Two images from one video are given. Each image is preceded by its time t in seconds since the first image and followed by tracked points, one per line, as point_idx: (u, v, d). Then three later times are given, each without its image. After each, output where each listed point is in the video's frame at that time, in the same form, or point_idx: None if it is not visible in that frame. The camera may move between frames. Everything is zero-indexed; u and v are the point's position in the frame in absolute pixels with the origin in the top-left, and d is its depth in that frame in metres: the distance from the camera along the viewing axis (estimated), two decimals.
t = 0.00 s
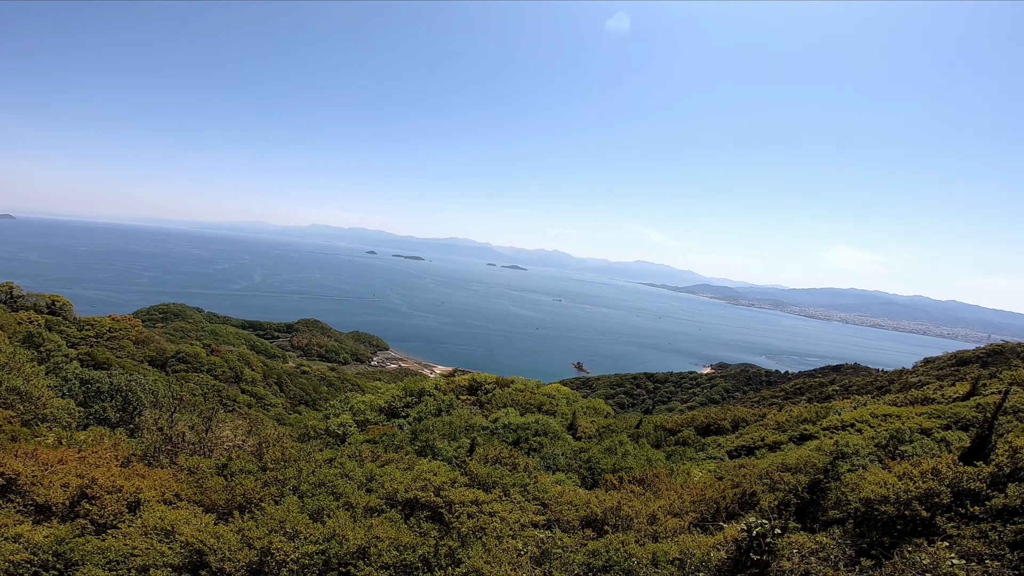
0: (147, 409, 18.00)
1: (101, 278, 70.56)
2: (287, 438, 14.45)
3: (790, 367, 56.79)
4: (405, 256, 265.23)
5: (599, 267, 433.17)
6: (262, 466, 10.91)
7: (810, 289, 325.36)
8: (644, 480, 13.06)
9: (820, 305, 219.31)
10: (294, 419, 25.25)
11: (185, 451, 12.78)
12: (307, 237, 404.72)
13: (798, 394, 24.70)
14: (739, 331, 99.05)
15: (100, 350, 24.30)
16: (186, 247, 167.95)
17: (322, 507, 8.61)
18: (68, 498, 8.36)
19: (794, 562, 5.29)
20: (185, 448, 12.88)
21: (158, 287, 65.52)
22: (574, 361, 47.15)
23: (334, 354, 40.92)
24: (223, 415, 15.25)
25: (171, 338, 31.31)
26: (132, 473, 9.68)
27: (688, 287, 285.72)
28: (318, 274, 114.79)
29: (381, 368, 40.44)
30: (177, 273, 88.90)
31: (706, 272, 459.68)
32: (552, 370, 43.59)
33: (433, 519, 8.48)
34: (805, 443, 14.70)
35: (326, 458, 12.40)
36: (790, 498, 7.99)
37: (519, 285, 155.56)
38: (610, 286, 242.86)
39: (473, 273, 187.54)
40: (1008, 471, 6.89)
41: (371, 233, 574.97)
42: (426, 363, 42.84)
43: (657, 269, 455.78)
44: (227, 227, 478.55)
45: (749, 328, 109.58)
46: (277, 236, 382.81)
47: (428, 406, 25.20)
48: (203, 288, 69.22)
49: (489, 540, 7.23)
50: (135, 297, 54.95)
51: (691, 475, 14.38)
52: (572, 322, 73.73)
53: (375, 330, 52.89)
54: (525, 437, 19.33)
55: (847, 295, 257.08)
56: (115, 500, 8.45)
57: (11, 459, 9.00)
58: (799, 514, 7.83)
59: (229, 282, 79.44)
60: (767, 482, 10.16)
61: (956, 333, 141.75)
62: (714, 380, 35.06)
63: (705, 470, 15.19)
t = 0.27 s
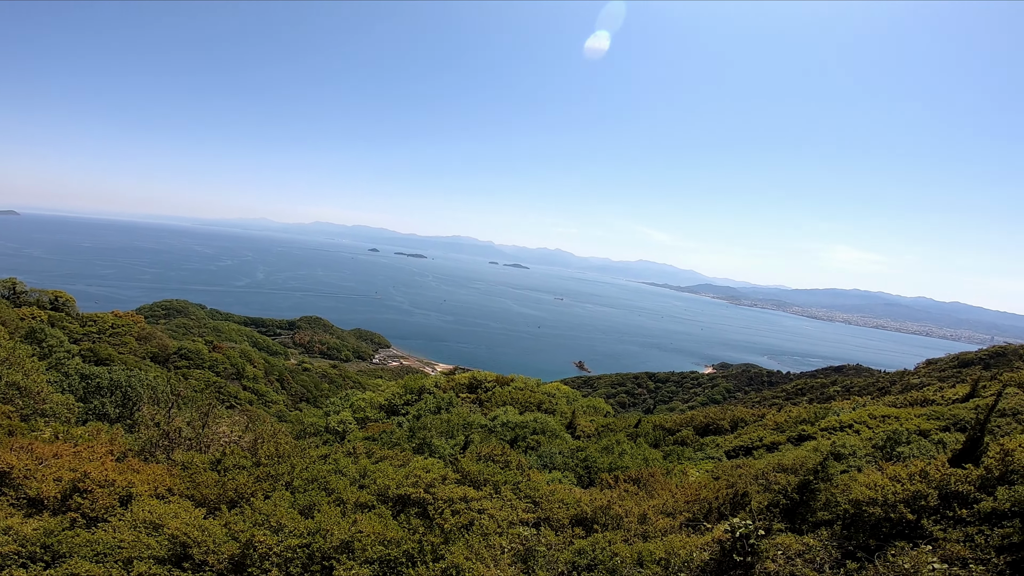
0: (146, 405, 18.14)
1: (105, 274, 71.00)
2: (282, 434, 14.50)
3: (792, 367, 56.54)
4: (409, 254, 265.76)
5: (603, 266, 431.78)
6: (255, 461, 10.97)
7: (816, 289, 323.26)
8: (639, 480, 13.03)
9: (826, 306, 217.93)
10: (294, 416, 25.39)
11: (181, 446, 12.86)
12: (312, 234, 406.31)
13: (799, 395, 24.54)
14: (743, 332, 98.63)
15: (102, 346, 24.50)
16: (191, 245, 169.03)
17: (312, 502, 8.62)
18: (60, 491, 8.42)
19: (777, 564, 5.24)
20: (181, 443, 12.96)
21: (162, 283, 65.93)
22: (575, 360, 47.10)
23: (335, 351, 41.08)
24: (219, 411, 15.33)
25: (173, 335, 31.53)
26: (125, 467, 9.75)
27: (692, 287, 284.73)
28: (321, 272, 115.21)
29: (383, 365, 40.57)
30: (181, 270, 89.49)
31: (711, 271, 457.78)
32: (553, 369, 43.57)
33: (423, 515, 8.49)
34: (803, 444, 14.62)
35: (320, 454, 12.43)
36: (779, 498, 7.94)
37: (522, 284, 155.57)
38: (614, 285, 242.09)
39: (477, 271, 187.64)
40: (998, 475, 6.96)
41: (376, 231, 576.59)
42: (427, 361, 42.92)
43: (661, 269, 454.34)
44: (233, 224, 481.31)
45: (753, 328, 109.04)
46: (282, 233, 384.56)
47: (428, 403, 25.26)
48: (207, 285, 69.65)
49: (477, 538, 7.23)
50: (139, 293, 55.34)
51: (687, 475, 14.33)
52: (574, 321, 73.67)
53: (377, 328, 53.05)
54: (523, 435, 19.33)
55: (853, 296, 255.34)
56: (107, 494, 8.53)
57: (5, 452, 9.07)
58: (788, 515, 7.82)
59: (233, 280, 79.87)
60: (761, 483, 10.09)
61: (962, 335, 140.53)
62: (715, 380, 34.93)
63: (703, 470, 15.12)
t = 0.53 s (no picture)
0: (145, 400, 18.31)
1: (108, 269, 71.39)
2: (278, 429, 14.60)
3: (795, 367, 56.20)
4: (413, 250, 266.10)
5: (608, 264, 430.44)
6: (249, 455, 11.05)
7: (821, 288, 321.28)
8: (634, 477, 13.01)
9: (831, 305, 216.42)
10: (294, 412, 25.56)
11: (176, 441, 12.99)
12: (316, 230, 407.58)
13: (800, 394, 24.40)
14: (746, 330, 98.13)
15: (104, 341, 24.73)
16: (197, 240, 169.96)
17: (301, 497, 8.69)
18: (52, 483, 8.52)
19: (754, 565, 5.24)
20: (177, 437, 13.10)
21: (166, 279, 66.35)
22: (576, 357, 47.04)
23: (337, 347, 41.27)
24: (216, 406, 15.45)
25: (176, 330, 31.77)
26: (118, 461, 9.86)
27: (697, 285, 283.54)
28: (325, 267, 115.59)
29: (384, 361, 40.71)
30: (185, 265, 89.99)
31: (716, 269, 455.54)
32: (554, 366, 43.58)
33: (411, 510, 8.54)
34: (800, 443, 14.55)
35: (314, 449, 12.51)
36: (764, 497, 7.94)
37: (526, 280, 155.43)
38: (618, 283, 241.26)
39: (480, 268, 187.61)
40: (986, 477, 6.89)
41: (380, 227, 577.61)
42: (428, 357, 43.03)
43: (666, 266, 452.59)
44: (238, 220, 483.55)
45: (757, 327, 108.45)
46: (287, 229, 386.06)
47: (427, 399, 25.31)
48: (211, 280, 70.04)
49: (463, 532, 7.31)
50: (143, 288, 55.76)
51: (683, 473, 14.28)
52: (577, 318, 73.53)
53: (379, 324, 53.20)
54: (520, 432, 19.35)
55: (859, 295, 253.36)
56: (98, 487, 8.65)
57: None
58: (774, 515, 7.79)
59: (237, 275, 80.27)
60: (753, 481, 10.07)
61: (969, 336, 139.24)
62: (716, 378, 34.78)
63: (699, 468, 15.07)
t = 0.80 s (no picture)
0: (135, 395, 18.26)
1: (102, 265, 70.99)
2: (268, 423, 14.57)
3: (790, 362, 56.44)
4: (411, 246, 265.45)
5: (605, 259, 430.53)
6: (235, 448, 11.02)
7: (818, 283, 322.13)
8: (623, 471, 13.02)
9: (828, 300, 217.07)
10: (288, 407, 25.55)
11: (164, 435, 12.94)
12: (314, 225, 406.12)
13: (793, 389, 24.46)
14: (743, 325, 98.40)
15: (96, 336, 24.64)
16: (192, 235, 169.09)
17: (284, 490, 8.67)
18: (35, 477, 8.45)
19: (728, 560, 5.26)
20: (165, 432, 13.04)
21: (161, 274, 66.01)
22: (572, 352, 47.09)
23: (332, 342, 41.22)
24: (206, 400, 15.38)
25: (169, 325, 31.67)
26: (103, 455, 9.81)
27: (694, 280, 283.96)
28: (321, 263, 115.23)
29: (379, 356, 40.68)
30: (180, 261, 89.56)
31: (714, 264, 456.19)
32: (549, 361, 43.62)
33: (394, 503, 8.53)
34: (789, 438, 14.58)
35: (302, 442, 12.48)
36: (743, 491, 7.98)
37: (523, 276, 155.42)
38: (615, 278, 241.34)
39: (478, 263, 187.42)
40: (961, 473, 6.93)
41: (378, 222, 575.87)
42: (423, 352, 43.02)
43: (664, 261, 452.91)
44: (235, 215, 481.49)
45: (753, 322, 108.77)
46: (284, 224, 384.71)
47: (420, 394, 25.29)
48: (206, 276, 69.75)
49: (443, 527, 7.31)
50: (138, 284, 55.47)
51: (672, 468, 14.30)
52: (573, 313, 73.57)
53: (375, 319, 53.12)
54: (512, 426, 19.38)
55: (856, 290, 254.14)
56: (82, 480, 8.62)
57: None
58: (753, 509, 7.84)
59: (232, 270, 79.95)
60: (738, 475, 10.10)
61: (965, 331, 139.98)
62: (711, 373, 34.87)
63: (690, 463, 15.10)
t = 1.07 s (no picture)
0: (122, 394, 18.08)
1: (92, 265, 70.23)
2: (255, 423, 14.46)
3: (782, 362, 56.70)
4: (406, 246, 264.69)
5: (601, 259, 431.26)
6: (219, 447, 10.91)
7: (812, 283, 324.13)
8: (610, 471, 12.98)
9: (822, 301, 218.43)
10: (278, 406, 25.40)
11: (148, 434, 12.79)
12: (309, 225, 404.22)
13: (783, 388, 24.55)
14: (736, 325, 98.84)
15: (84, 335, 24.38)
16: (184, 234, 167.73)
17: (265, 487, 8.59)
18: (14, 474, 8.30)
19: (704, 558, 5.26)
20: (149, 431, 12.90)
21: (152, 273, 65.38)
22: (565, 352, 47.10)
23: (324, 342, 41.04)
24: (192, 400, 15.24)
25: (159, 325, 31.40)
26: (84, 453, 9.68)
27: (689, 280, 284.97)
28: (315, 262, 114.66)
29: (372, 356, 40.51)
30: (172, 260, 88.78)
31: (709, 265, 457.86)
32: (542, 361, 43.61)
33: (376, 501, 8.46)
34: (777, 437, 14.61)
35: (288, 442, 12.39)
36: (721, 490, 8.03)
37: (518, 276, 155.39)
38: (610, 278, 241.64)
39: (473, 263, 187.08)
40: (933, 473, 7.02)
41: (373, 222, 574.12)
42: (416, 352, 42.89)
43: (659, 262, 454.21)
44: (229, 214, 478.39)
45: (747, 322, 109.28)
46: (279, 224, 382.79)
47: (411, 394, 25.18)
48: (198, 275, 69.16)
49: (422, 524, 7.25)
50: (128, 283, 54.92)
51: (659, 467, 14.29)
52: (568, 313, 73.60)
53: (368, 319, 52.89)
54: (501, 425, 19.34)
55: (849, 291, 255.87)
56: (62, 478, 8.50)
57: None
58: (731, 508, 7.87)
59: (225, 270, 79.38)
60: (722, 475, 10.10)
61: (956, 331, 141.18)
62: (702, 373, 34.96)
63: (678, 462, 15.08)
